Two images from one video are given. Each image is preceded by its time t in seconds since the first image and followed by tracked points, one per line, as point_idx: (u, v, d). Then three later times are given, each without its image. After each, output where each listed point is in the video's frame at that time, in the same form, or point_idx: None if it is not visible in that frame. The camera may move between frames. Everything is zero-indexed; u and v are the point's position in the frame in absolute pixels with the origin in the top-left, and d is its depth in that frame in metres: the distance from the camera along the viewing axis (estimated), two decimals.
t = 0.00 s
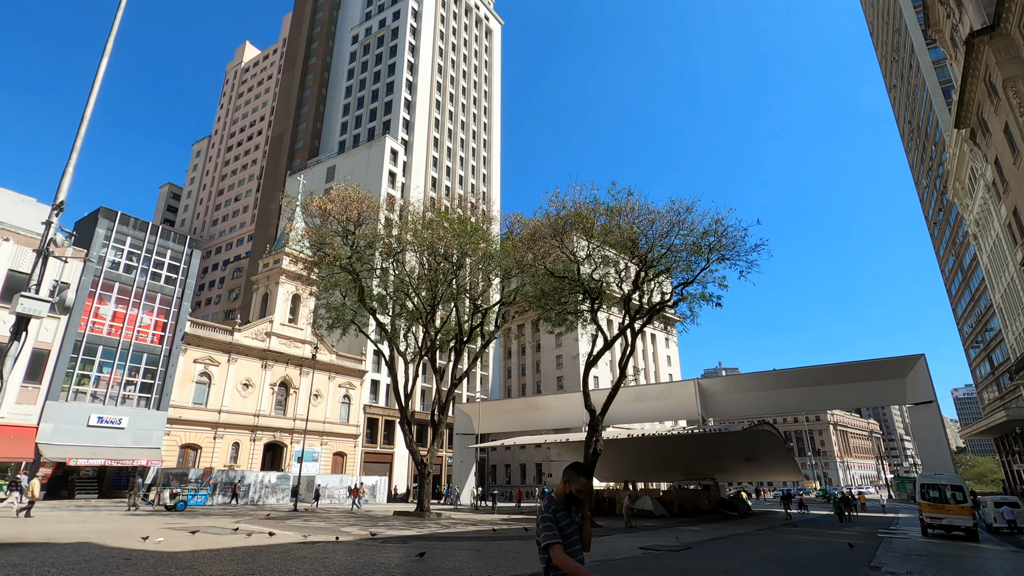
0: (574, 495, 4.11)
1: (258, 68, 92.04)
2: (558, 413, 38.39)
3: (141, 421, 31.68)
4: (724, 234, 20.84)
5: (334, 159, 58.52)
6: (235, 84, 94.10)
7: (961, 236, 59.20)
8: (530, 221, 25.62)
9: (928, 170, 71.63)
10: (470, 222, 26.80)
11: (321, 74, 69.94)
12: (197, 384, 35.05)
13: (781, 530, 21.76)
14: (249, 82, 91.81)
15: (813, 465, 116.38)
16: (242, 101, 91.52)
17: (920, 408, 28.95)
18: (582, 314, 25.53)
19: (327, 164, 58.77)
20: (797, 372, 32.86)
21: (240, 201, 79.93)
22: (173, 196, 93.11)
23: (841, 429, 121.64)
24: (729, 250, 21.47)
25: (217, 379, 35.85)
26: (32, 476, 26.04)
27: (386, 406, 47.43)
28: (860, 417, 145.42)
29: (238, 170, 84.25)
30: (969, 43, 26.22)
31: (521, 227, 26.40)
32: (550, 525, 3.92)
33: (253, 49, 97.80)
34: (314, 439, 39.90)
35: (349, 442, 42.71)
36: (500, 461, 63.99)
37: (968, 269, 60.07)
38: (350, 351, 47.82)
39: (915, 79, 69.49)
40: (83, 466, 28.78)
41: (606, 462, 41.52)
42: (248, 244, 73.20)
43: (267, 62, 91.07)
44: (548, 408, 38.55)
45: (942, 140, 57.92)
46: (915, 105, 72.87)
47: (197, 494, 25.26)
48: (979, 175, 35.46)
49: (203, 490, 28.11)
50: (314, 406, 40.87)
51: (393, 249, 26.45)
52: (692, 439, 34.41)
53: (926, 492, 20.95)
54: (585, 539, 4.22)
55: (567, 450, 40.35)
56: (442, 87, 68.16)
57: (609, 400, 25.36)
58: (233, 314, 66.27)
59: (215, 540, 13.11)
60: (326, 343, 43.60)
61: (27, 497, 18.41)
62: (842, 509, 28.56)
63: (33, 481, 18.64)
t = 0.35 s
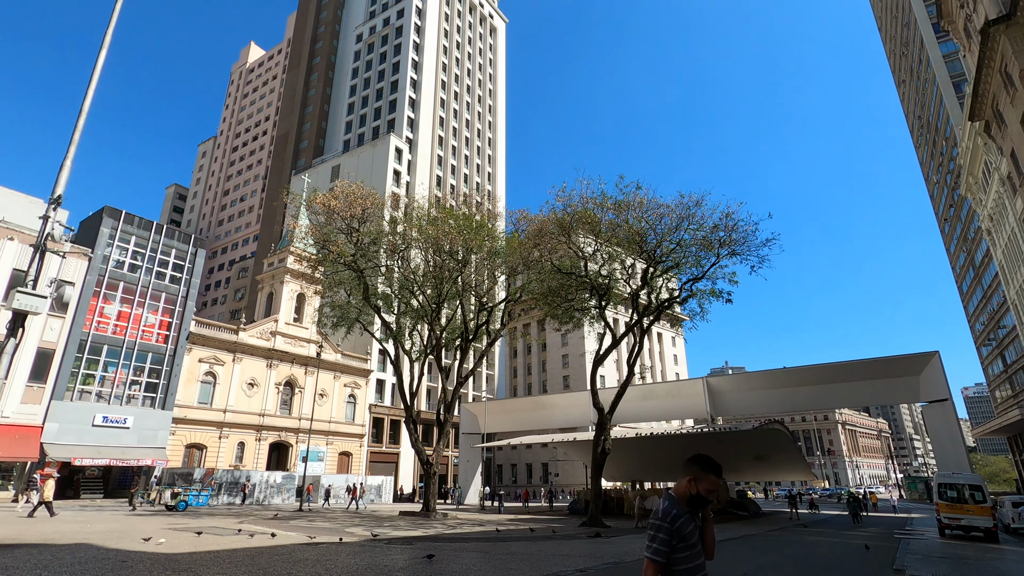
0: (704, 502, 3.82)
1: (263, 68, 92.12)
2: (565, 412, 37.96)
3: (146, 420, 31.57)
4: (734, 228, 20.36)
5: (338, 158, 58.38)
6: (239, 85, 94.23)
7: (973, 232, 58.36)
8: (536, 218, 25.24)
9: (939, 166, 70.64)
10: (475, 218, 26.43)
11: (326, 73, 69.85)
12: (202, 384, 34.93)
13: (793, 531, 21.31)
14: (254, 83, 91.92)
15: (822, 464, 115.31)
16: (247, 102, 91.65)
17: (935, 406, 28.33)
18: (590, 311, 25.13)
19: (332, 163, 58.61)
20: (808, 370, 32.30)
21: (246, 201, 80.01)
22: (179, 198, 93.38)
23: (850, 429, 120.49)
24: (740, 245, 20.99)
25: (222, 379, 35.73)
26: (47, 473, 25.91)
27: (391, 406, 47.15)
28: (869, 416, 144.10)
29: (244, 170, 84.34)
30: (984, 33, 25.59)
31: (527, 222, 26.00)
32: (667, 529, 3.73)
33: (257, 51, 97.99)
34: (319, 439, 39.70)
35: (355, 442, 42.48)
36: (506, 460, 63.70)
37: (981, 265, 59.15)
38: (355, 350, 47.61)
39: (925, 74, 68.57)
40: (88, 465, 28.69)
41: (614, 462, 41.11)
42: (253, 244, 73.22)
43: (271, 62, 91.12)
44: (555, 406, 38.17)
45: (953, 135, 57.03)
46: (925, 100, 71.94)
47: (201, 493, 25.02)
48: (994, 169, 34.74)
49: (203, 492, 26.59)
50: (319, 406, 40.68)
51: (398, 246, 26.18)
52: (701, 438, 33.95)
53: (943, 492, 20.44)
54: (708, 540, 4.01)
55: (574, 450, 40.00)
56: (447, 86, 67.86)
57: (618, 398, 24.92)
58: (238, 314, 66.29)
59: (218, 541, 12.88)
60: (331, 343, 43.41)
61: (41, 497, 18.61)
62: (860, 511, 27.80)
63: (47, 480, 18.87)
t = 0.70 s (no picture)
0: (909, 504, 2.71)
1: (269, 69, 92.26)
2: (573, 410, 37.64)
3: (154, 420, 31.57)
4: (747, 221, 19.92)
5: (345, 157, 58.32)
6: (246, 86, 94.44)
7: (988, 226, 57.34)
8: (545, 213, 24.88)
9: (952, 159, 69.52)
10: (483, 214, 26.11)
11: (331, 73, 69.82)
12: (210, 384, 34.93)
13: (810, 530, 20.79)
14: (261, 84, 92.08)
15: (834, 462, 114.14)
16: (253, 103, 91.87)
17: (952, 401, 27.72)
18: (600, 307, 24.73)
19: (339, 162, 58.58)
20: (822, 366, 31.71)
21: (253, 202, 80.19)
22: (188, 199, 93.80)
23: (861, 426, 119.21)
24: (753, 239, 20.50)
25: (230, 378, 35.72)
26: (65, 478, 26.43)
27: (399, 405, 47.00)
28: (880, 414, 142.61)
29: (250, 171, 84.53)
30: (1002, 19, 24.89)
31: (535, 218, 25.70)
32: (872, 537, 2.57)
33: (264, 52, 98.24)
34: (328, 438, 39.63)
35: (363, 441, 42.40)
36: (515, 459, 63.52)
37: (996, 260, 58.05)
38: (363, 349, 47.50)
39: (937, 66, 67.46)
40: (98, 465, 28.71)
41: (624, 460, 40.71)
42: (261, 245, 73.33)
43: (277, 63, 91.22)
44: (564, 404, 37.84)
45: (967, 127, 56.01)
46: (937, 92, 70.82)
47: (210, 493, 24.92)
48: (1011, 159, 33.92)
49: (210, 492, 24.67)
50: (327, 405, 40.61)
51: (405, 243, 25.95)
52: (713, 436, 33.50)
53: (964, 490, 19.92)
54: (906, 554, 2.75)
55: (583, 449, 39.65)
56: (452, 84, 67.53)
57: (629, 395, 24.56)
58: (246, 315, 66.43)
59: (225, 541, 12.64)
60: (338, 342, 43.31)
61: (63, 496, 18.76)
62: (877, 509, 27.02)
63: (70, 483, 19.21)
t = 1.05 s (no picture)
0: None
1: (278, 71, 92.59)
2: (585, 410, 37.19)
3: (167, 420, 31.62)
4: (764, 216, 19.42)
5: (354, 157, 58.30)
6: (256, 87, 94.84)
7: (1009, 219, 56.01)
8: (556, 209, 24.50)
9: (970, 153, 68.10)
10: (493, 211, 25.78)
11: (340, 73, 69.87)
12: (222, 384, 34.98)
13: (830, 531, 20.27)
14: (270, 85, 92.48)
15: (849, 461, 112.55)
16: (263, 104, 92.31)
17: (976, 399, 26.95)
18: (613, 304, 24.34)
19: (348, 162, 58.55)
20: (840, 363, 31.02)
21: (264, 203, 80.52)
22: (199, 201, 94.51)
23: (877, 425, 117.46)
24: (771, 233, 19.97)
25: (242, 379, 35.75)
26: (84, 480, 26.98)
27: (410, 405, 46.86)
28: (895, 412, 140.52)
29: (261, 172, 84.89)
30: None
31: (545, 215, 25.29)
32: None
33: (273, 53, 98.70)
34: (340, 438, 39.57)
35: (374, 441, 42.30)
36: (526, 459, 63.25)
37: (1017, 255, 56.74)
38: (374, 349, 47.41)
39: (954, 58, 66.07)
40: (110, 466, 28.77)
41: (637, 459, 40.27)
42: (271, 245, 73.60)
43: (287, 64, 91.52)
44: (576, 403, 37.43)
45: (986, 119, 54.77)
46: (954, 85, 69.42)
47: (222, 493, 24.85)
48: None
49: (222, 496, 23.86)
50: (338, 405, 40.51)
51: (415, 241, 25.70)
52: (728, 435, 32.95)
53: (992, 491, 19.27)
54: None
55: (596, 448, 39.19)
56: (461, 82, 67.28)
57: (643, 394, 24.16)
58: (257, 315, 66.72)
59: (235, 543, 12.41)
60: (349, 342, 43.23)
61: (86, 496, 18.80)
62: (899, 509, 26.26)
63: (93, 486, 19.24)
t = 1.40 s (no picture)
0: None
1: (282, 73, 92.74)
2: (590, 411, 36.79)
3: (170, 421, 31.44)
4: (774, 211, 19.02)
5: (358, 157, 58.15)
6: (260, 90, 95.16)
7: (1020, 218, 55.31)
8: (562, 207, 24.16)
9: (979, 151, 67.37)
10: (498, 209, 25.48)
11: (344, 74, 69.84)
12: (225, 385, 34.79)
13: (844, 534, 19.76)
14: (275, 88, 92.64)
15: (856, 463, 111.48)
16: (268, 107, 92.48)
17: (991, 399, 26.39)
18: (619, 303, 23.99)
19: (352, 163, 58.39)
20: (851, 363, 30.49)
21: (268, 205, 80.55)
22: (204, 203, 94.72)
23: (885, 427, 116.33)
24: (781, 229, 19.56)
25: (245, 380, 35.54)
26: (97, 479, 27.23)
27: (414, 406, 46.58)
28: (903, 413, 139.35)
29: (265, 174, 84.96)
30: None
31: (550, 212, 24.95)
32: None
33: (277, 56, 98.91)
34: (344, 440, 39.31)
35: (378, 442, 42.00)
36: (531, 461, 62.85)
37: None
38: (378, 350, 47.17)
39: (962, 56, 65.38)
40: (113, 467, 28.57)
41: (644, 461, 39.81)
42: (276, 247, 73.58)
43: (291, 66, 91.65)
44: (581, 405, 37.01)
45: (996, 117, 54.08)
46: (962, 83, 68.74)
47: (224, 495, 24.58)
48: None
49: (223, 496, 23.54)
50: (342, 406, 40.30)
51: (419, 239, 25.42)
52: (736, 436, 32.48)
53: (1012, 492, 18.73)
54: None
55: (602, 450, 38.74)
56: (465, 83, 67.09)
57: (650, 394, 23.77)
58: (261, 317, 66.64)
59: (235, 546, 12.08)
60: (353, 343, 42.99)
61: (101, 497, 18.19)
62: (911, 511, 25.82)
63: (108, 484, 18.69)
